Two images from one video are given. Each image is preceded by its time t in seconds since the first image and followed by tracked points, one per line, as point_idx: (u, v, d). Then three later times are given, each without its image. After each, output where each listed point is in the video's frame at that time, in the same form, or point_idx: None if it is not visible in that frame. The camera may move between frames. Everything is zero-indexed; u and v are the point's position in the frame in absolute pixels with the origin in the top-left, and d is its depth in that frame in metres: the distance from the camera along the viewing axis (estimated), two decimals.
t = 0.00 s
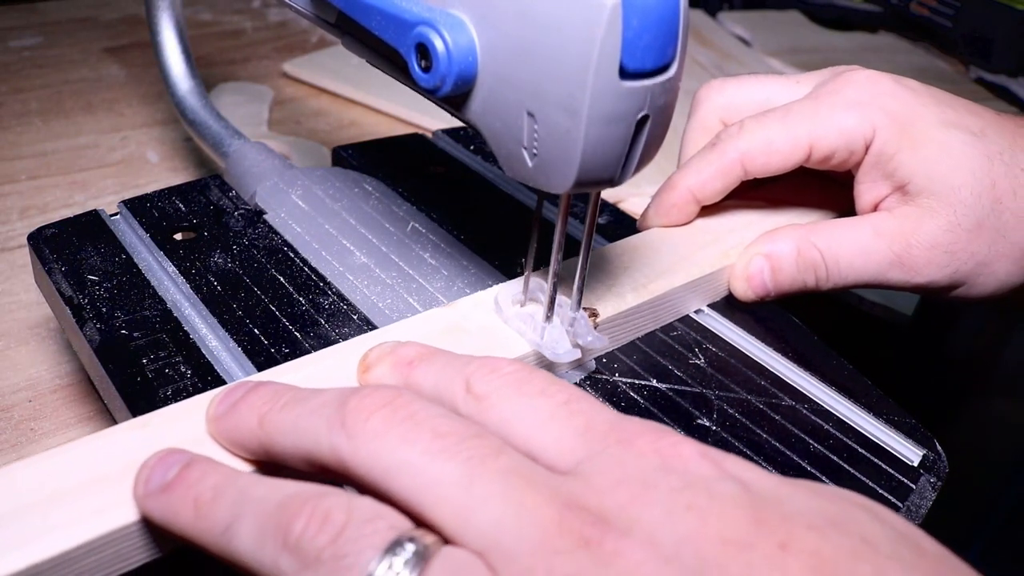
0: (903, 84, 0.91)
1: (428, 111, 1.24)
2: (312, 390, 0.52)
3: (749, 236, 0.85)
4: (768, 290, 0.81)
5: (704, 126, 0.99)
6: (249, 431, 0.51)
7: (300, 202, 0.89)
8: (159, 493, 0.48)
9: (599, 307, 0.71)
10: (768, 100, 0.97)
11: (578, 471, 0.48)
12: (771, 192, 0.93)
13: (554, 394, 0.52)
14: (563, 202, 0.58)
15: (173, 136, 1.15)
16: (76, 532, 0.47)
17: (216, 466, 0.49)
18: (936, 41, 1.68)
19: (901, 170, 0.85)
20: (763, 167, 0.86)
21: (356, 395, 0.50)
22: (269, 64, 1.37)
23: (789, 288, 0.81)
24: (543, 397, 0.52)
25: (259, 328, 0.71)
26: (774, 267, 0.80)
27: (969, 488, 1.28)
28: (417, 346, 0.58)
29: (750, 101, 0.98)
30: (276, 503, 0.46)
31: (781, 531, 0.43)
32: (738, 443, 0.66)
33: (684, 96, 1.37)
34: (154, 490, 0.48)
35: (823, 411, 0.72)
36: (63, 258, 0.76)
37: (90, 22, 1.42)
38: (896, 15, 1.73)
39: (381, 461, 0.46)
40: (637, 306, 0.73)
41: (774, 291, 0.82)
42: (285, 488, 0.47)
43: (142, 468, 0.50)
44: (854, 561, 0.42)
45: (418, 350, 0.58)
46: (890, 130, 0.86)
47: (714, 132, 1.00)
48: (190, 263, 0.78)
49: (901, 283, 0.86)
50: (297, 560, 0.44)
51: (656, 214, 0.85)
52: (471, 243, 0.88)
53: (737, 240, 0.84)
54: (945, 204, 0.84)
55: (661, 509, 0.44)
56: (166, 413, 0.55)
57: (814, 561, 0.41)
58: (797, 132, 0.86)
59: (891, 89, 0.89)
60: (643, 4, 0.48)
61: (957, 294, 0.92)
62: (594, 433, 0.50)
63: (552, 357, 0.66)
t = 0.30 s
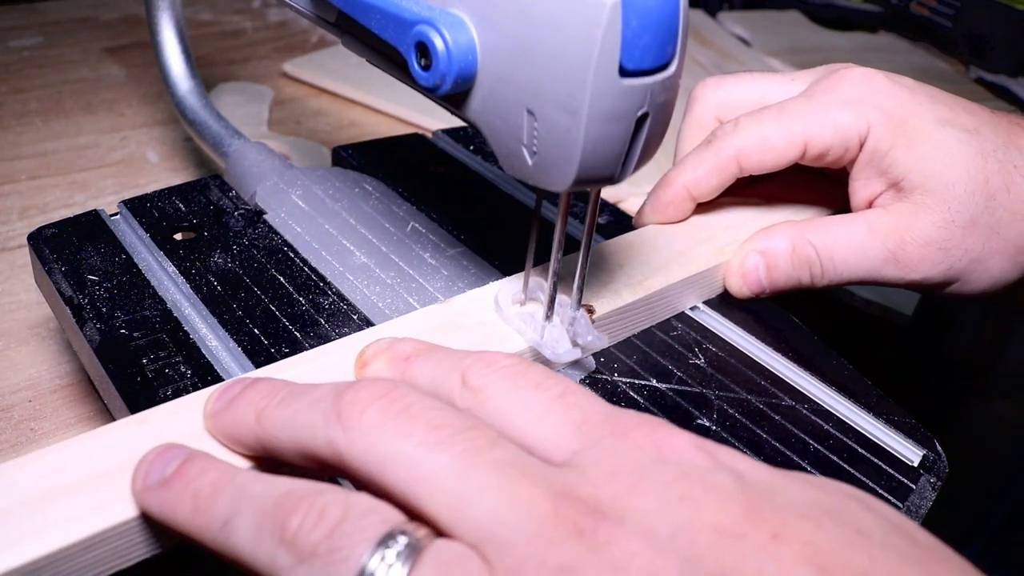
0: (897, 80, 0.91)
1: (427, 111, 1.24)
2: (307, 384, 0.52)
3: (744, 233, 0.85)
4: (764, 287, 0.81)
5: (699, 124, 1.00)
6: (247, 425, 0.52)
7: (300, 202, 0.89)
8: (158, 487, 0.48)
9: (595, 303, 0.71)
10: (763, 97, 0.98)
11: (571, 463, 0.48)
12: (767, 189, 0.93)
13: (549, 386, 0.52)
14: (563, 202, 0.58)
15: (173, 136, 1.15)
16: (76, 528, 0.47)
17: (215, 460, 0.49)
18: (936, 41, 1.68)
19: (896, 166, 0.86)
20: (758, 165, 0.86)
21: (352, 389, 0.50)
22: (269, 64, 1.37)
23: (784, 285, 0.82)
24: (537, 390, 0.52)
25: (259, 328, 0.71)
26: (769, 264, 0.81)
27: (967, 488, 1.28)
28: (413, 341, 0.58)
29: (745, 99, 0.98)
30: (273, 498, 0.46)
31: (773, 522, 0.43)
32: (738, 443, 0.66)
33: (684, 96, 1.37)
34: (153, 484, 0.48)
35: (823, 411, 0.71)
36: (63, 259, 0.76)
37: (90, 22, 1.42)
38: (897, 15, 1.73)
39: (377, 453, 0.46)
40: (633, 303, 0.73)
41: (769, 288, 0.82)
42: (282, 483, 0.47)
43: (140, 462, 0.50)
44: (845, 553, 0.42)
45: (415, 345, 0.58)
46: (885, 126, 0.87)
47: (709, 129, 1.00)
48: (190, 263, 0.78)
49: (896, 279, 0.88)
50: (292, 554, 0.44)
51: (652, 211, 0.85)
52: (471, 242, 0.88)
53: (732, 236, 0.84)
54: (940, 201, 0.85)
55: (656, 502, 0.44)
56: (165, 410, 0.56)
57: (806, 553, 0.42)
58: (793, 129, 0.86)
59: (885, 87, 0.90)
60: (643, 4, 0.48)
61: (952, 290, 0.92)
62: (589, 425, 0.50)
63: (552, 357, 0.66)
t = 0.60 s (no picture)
0: (891, 79, 0.91)
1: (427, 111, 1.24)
2: (304, 380, 0.52)
3: (740, 231, 0.85)
4: (759, 285, 0.82)
5: (695, 122, 1.00)
6: (244, 421, 0.52)
7: (300, 202, 0.89)
8: (155, 482, 0.48)
9: (591, 300, 0.71)
10: (758, 96, 0.98)
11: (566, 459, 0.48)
12: (763, 186, 0.94)
13: (544, 381, 0.52)
14: (563, 202, 0.58)
15: (173, 135, 1.15)
16: (74, 521, 0.47)
17: (212, 456, 0.50)
18: (936, 41, 1.68)
19: (891, 163, 0.86)
20: (754, 163, 0.86)
21: (348, 384, 0.50)
22: (269, 64, 1.37)
23: (779, 283, 0.82)
24: (532, 385, 0.52)
25: (258, 328, 0.71)
26: (764, 262, 0.81)
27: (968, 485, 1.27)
28: (410, 337, 0.59)
29: (741, 97, 0.98)
30: (269, 494, 0.46)
31: (765, 515, 0.43)
32: (738, 443, 0.66)
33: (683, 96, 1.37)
34: (150, 480, 0.49)
35: (823, 411, 0.71)
36: (63, 258, 0.76)
37: (89, 22, 1.42)
38: (896, 16, 1.73)
39: (372, 448, 0.46)
40: (629, 300, 0.73)
41: (765, 285, 0.82)
42: (278, 479, 0.47)
43: (137, 457, 0.50)
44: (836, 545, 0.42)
45: (411, 342, 0.58)
46: (879, 124, 0.87)
47: (705, 128, 1.00)
48: (190, 263, 0.78)
49: (891, 277, 0.88)
50: (289, 548, 0.44)
51: (648, 208, 0.85)
52: (471, 242, 0.88)
53: (728, 234, 0.85)
54: (934, 198, 0.85)
55: (650, 495, 0.44)
56: (162, 405, 0.56)
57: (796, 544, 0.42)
58: (787, 127, 0.86)
59: (880, 84, 0.90)
60: (643, 4, 0.48)
61: (946, 288, 0.92)
62: (585, 419, 0.50)
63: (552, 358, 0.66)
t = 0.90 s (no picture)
0: (888, 77, 0.92)
1: (427, 111, 1.24)
2: (301, 376, 0.52)
3: (737, 229, 0.85)
4: (755, 282, 0.82)
5: (692, 120, 1.00)
6: (241, 417, 0.52)
7: (299, 202, 0.89)
8: (152, 477, 0.49)
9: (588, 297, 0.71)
10: (752, 95, 0.98)
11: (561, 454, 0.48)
12: (758, 184, 0.94)
13: (539, 376, 0.53)
14: (563, 202, 0.58)
15: (173, 135, 1.15)
16: (71, 517, 0.47)
17: (209, 451, 0.50)
18: (936, 41, 1.67)
19: (886, 161, 0.86)
20: (750, 161, 0.87)
21: (343, 379, 0.50)
22: (269, 64, 1.37)
23: (775, 280, 0.82)
24: (528, 380, 0.52)
25: (258, 328, 0.71)
26: (760, 260, 0.81)
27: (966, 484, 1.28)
28: (406, 333, 0.59)
29: (736, 95, 0.98)
30: (265, 488, 0.46)
31: (758, 507, 0.44)
32: (738, 443, 0.66)
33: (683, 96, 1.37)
34: (147, 475, 0.49)
35: (824, 411, 0.71)
36: (63, 259, 0.76)
37: (90, 22, 1.42)
38: (897, 15, 1.73)
39: (367, 443, 0.47)
40: (625, 298, 0.73)
41: (761, 282, 0.83)
42: (274, 473, 0.48)
43: (135, 453, 0.51)
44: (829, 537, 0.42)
45: (408, 338, 0.58)
46: (874, 122, 0.87)
47: (702, 125, 1.01)
48: (190, 263, 0.78)
49: (886, 275, 0.87)
50: (285, 542, 0.44)
51: (644, 207, 0.85)
52: (471, 242, 0.88)
53: (724, 231, 0.85)
54: (930, 196, 0.85)
55: (642, 488, 0.45)
56: (159, 402, 0.56)
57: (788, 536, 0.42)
58: (784, 124, 0.86)
59: (876, 81, 0.90)
60: (643, 4, 0.48)
61: (942, 285, 0.92)
62: (580, 414, 0.50)
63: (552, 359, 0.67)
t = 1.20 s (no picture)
0: (886, 76, 0.92)
1: (427, 111, 1.24)
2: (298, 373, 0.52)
3: (733, 227, 0.86)
4: (751, 280, 0.82)
5: (687, 119, 1.00)
6: (238, 413, 0.52)
7: (299, 202, 0.89)
8: (151, 473, 0.49)
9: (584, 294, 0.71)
10: (749, 93, 0.98)
11: (557, 449, 0.48)
12: (754, 182, 0.94)
13: (536, 373, 0.53)
14: (563, 202, 0.58)
15: (173, 135, 1.15)
16: (70, 511, 0.48)
17: (208, 447, 0.50)
18: (936, 41, 1.67)
19: (881, 159, 0.86)
20: (745, 159, 0.87)
21: (339, 375, 0.50)
22: (269, 64, 1.37)
23: (771, 279, 0.82)
24: (525, 376, 0.52)
25: (259, 328, 0.71)
26: (756, 258, 0.81)
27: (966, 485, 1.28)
28: (404, 330, 0.59)
29: (732, 94, 0.98)
30: (263, 484, 0.47)
31: (754, 502, 0.45)
32: (739, 443, 0.66)
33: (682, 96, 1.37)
34: (146, 470, 0.49)
35: (824, 411, 0.71)
36: (63, 259, 0.76)
37: (90, 22, 1.42)
38: (897, 16, 1.72)
39: (363, 439, 0.47)
40: (621, 295, 0.73)
41: (757, 281, 0.82)
42: (272, 468, 0.48)
43: (133, 448, 0.51)
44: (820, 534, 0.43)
45: (405, 335, 0.58)
46: (870, 120, 0.87)
47: (698, 124, 1.01)
48: (190, 263, 0.78)
49: (882, 273, 0.87)
50: (283, 537, 0.45)
51: (640, 205, 0.85)
52: (471, 242, 0.88)
53: (720, 229, 0.85)
54: (923, 195, 0.85)
55: (637, 484, 0.46)
56: (156, 398, 0.56)
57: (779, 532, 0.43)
58: (779, 124, 0.87)
59: (873, 79, 0.91)
60: (644, 3, 0.48)
61: (937, 283, 0.92)
62: (575, 411, 0.50)
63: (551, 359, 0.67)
